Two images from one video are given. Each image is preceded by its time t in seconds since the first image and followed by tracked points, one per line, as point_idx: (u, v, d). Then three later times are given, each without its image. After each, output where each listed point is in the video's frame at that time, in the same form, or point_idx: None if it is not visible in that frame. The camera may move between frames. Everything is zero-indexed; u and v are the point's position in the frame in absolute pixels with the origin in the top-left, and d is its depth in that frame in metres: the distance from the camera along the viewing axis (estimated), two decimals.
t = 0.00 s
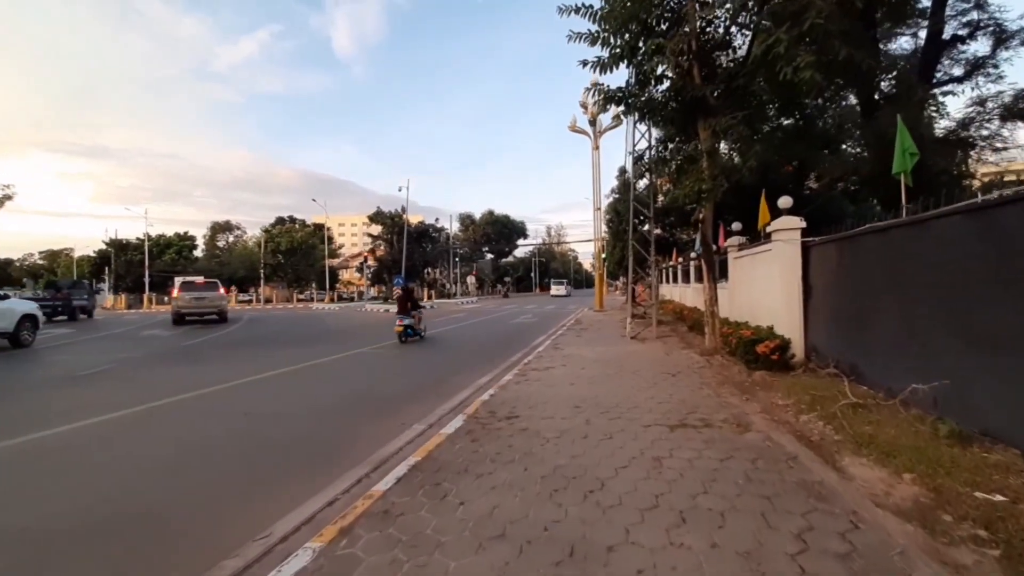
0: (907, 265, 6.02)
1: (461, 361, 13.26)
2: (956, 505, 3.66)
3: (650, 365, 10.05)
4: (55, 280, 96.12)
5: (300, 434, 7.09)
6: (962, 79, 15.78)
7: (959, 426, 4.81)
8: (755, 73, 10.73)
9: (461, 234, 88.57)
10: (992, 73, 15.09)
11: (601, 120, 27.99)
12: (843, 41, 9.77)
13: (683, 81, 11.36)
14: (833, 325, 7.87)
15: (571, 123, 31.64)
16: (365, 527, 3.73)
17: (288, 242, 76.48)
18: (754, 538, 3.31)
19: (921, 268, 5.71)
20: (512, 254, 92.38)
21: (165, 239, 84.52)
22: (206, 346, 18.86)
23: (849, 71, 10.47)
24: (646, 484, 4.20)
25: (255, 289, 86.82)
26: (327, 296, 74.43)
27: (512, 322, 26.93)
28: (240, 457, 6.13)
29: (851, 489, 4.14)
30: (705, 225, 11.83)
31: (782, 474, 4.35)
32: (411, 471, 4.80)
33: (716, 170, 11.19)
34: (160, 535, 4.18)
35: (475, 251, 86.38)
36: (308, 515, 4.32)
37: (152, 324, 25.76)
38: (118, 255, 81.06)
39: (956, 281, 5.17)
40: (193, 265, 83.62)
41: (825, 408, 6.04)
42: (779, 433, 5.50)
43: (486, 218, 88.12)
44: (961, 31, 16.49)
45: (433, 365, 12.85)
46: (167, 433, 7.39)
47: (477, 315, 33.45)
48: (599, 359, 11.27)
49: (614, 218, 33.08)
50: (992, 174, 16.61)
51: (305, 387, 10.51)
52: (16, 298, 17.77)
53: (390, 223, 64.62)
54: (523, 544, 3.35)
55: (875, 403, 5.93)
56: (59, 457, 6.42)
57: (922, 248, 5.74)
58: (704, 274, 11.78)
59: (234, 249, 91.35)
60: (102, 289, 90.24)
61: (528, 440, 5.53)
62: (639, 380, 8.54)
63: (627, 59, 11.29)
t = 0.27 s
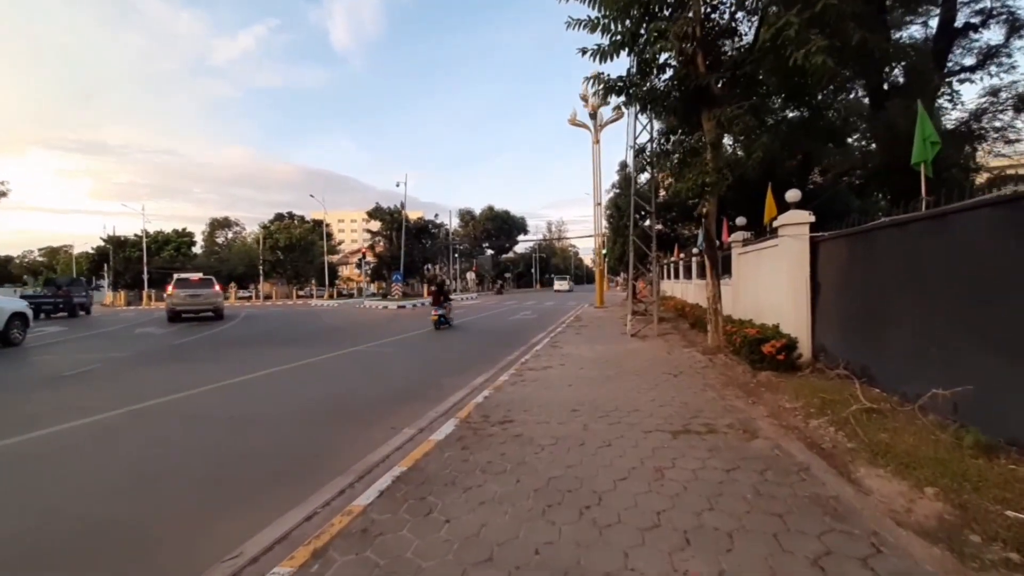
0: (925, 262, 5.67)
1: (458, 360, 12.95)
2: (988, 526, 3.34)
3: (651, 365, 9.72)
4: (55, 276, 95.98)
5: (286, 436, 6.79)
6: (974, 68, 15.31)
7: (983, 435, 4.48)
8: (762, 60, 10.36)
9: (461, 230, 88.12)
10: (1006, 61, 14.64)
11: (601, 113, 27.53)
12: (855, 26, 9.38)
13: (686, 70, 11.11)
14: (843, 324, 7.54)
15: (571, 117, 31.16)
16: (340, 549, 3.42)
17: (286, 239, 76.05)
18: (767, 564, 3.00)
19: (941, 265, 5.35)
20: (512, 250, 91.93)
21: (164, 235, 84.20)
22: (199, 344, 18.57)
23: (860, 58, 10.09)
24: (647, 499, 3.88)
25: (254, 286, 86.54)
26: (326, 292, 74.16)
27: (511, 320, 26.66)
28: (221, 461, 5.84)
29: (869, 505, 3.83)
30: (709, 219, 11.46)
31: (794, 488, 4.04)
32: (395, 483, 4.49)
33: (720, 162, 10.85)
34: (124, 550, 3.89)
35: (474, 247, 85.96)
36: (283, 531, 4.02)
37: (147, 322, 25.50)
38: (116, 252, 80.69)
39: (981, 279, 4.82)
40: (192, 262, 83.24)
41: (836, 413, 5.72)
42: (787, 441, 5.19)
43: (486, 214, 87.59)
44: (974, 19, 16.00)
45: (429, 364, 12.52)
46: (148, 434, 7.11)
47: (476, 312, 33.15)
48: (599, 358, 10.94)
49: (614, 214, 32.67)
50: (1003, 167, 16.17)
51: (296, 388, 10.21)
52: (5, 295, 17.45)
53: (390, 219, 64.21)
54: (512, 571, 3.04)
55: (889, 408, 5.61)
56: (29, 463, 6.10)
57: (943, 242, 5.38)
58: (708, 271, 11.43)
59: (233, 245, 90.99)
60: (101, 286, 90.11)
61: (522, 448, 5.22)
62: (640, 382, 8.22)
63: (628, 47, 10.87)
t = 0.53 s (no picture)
0: (946, 258, 5.36)
1: (455, 359, 12.65)
2: None
3: (653, 365, 9.41)
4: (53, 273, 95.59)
5: (271, 435, 6.48)
6: (985, 60, 14.94)
7: (1012, 444, 4.18)
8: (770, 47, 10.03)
9: (460, 227, 87.71)
10: (1018, 53, 14.30)
11: (602, 108, 27.16)
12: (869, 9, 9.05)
13: (690, 58, 10.83)
14: (854, 323, 7.23)
15: (571, 112, 30.76)
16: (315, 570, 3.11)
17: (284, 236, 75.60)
18: None
19: (965, 261, 5.03)
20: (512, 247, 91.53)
21: (162, 232, 83.76)
22: (192, 342, 18.26)
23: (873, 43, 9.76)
24: (653, 515, 3.57)
25: (252, 283, 86.17)
26: (325, 290, 73.79)
27: (510, 317, 26.33)
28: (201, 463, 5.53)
29: (893, 522, 3.52)
30: (713, 214, 11.10)
31: (811, 502, 3.73)
32: (380, 494, 4.18)
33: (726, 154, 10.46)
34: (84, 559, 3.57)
35: (474, 245, 85.56)
36: (258, 543, 3.71)
37: (141, 319, 25.18)
38: (113, 248, 80.23)
39: (1010, 275, 4.50)
40: (190, 259, 82.83)
41: (850, 418, 5.41)
42: (800, 448, 4.89)
43: (485, 211, 87.13)
44: (985, 10, 15.63)
45: (425, 363, 12.22)
46: (126, 435, 6.78)
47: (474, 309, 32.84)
48: (599, 358, 10.62)
49: (615, 211, 32.31)
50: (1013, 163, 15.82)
51: (287, 387, 9.89)
52: None
53: (389, 216, 63.82)
54: None
55: (907, 414, 5.30)
56: None
57: (966, 237, 5.07)
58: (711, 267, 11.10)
59: (231, 242, 90.54)
60: (99, 282, 89.80)
61: (518, 455, 4.91)
62: (643, 382, 7.91)
63: (630, 35, 10.53)
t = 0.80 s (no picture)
0: (972, 258, 4.99)
1: (450, 363, 12.23)
2: None
3: (656, 370, 9.02)
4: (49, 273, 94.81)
5: (252, 444, 6.11)
6: (993, 56, 14.60)
7: None
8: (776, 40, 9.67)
9: (459, 227, 87.34)
10: None
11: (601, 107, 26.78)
12: None
13: (693, 52, 10.44)
14: (867, 326, 6.86)
15: (570, 111, 30.39)
16: None
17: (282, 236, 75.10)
18: None
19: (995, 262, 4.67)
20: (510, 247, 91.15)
21: (159, 232, 83.18)
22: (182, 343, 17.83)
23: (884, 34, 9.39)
24: (662, 543, 3.20)
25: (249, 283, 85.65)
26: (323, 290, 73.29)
27: (508, 318, 25.94)
28: (171, 477, 5.17)
29: (930, 551, 3.16)
30: (716, 213, 10.70)
31: (837, 528, 3.37)
32: (360, 517, 3.80)
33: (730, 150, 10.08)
34: None
35: (473, 245, 84.99)
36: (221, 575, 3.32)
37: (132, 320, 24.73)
38: (109, 248, 79.61)
39: None
40: (186, 259, 82.30)
41: (869, 429, 5.05)
42: (817, 463, 4.52)
43: (484, 211, 86.75)
44: (992, 5, 15.30)
45: (418, 368, 11.78)
46: (97, 445, 6.38)
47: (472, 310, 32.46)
48: (600, 361, 10.23)
49: (614, 211, 31.92)
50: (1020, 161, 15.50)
51: (273, 391, 9.46)
52: None
53: (387, 216, 63.39)
54: None
55: (931, 425, 4.93)
56: None
57: (996, 236, 4.70)
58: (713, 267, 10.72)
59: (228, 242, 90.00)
60: (95, 282, 89.20)
61: (512, 470, 4.54)
62: (645, 388, 7.53)
63: (631, 27, 10.14)
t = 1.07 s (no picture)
0: (1001, 259, 4.62)
1: (444, 367, 11.85)
2: None
3: (658, 376, 8.63)
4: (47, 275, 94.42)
5: (230, 455, 5.73)
6: (1000, 54, 14.28)
7: None
8: (780, 34, 9.32)
9: (458, 229, 87.05)
10: None
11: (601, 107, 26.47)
12: None
13: (694, 48, 10.09)
14: (882, 331, 6.48)
15: (570, 112, 30.14)
16: None
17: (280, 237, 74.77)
18: None
19: None
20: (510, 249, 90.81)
21: (157, 234, 82.82)
22: (172, 346, 17.42)
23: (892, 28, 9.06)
24: None
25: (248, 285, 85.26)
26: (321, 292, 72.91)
27: (506, 321, 25.54)
28: (139, 493, 4.81)
29: None
30: (720, 213, 10.32)
31: (865, 562, 3.00)
32: (332, 546, 3.42)
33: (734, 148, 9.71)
34: None
35: (472, 247, 84.60)
36: None
37: (124, 322, 24.33)
38: (106, 250, 79.20)
39: None
40: (185, 261, 81.94)
41: (889, 443, 4.68)
42: (835, 482, 4.15)
43: (483, 213, 86.46)
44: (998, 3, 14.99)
45: (412, 371, 11.40)
46: (64, 456, 5.99)
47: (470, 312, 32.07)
48: (599, 367, 9.85)
49: (614, 212, 31.59)
50: None
51: (258, 397, 9.06)
52: None
53: (386, 217, 63.07)
54: None
55: (957, 439, 4.56)
56: None
57: None
58: (716, 268, 10.35)
59: (226, 244, 89.64)
60: (93, 284, 88.81)
61: (503, 490, 4.16)
62: (647, 396, 7.16)
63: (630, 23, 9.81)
